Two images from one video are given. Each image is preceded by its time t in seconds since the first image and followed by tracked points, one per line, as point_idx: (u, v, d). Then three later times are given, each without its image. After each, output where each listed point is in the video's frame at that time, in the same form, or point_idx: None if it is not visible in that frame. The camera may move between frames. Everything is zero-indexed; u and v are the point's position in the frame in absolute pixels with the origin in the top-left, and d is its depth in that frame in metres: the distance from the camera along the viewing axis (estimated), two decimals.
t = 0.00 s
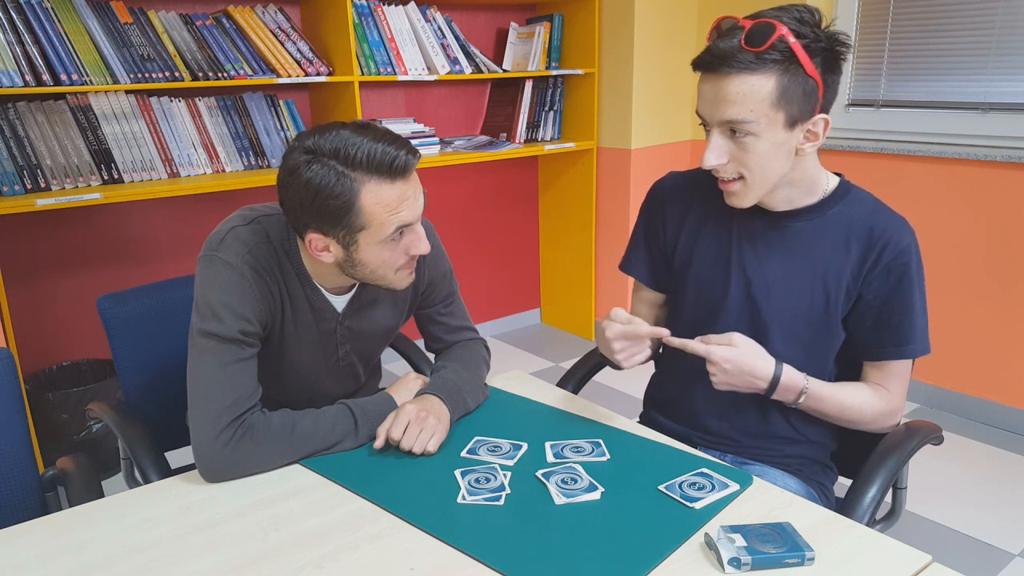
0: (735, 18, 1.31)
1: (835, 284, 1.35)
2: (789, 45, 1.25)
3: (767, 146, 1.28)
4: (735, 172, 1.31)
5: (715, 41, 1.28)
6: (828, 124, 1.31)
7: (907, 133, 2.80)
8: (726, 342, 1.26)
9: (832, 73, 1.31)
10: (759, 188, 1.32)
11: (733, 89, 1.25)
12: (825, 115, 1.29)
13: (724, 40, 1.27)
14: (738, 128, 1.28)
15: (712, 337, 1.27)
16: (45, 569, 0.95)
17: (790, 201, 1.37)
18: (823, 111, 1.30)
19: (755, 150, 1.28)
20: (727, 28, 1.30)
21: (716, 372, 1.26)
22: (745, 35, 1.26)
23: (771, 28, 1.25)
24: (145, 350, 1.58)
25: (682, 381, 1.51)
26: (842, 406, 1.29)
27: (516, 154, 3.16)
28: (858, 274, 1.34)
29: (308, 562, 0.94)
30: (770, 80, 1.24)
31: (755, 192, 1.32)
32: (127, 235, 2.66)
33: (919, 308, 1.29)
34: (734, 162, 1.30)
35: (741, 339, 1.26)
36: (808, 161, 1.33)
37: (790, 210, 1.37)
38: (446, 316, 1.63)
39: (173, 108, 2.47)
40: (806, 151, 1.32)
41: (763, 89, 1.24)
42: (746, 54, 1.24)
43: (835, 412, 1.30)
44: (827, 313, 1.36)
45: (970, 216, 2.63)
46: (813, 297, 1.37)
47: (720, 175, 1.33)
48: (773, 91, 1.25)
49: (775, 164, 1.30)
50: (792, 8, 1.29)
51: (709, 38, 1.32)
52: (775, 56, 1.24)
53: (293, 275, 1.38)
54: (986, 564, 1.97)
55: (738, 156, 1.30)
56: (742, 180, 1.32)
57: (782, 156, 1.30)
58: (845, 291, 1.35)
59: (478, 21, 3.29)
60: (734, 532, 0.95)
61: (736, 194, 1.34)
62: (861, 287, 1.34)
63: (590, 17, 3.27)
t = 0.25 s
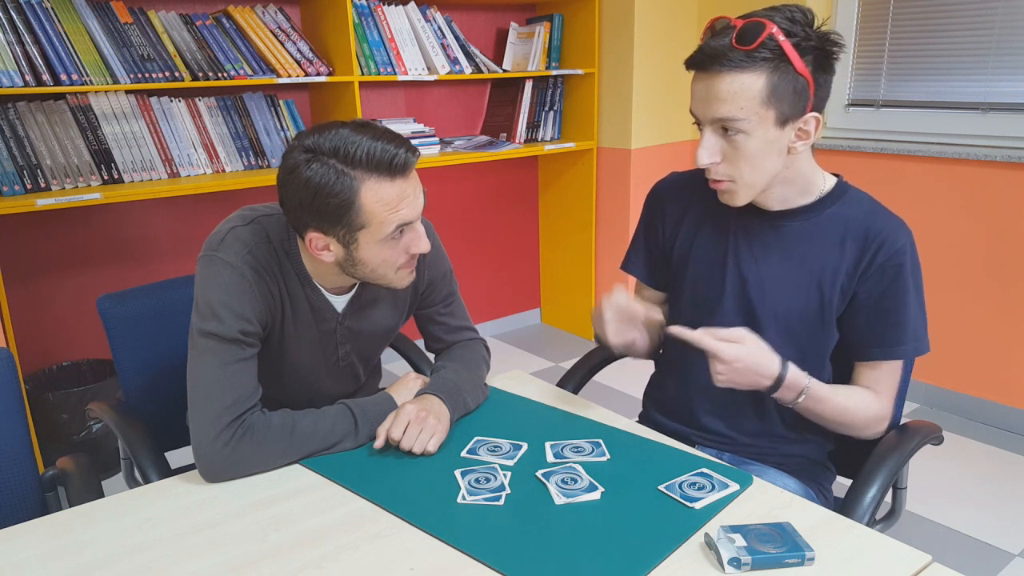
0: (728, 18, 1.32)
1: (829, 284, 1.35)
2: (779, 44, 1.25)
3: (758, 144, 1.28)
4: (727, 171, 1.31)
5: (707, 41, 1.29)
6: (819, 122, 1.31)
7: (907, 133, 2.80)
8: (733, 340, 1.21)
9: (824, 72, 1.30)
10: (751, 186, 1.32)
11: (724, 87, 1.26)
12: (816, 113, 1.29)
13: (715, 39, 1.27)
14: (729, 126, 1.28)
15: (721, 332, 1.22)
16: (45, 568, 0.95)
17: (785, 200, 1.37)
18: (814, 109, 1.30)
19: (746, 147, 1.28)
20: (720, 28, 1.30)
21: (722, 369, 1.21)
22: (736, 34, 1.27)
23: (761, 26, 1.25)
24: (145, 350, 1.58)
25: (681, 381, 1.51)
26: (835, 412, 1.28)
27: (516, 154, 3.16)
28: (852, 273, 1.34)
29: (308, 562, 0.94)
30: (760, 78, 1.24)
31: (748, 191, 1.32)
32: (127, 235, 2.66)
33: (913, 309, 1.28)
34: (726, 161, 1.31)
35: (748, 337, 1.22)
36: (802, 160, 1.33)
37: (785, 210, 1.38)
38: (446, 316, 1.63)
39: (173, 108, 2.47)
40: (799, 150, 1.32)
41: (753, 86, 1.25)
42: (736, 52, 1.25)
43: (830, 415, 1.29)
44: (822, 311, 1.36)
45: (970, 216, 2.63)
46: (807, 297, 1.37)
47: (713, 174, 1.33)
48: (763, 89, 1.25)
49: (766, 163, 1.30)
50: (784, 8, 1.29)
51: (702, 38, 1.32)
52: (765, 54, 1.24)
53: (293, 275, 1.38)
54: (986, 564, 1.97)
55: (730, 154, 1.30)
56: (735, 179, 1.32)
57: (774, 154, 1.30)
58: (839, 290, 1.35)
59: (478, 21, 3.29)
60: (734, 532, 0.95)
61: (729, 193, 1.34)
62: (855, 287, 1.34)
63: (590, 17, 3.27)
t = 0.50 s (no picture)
0: (707, 35, 1.31)
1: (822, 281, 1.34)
2: (758, 59, 1.25)
3: (747, 158, 1.28)
4: (719, 186, 1.32)
5: (688, 61, 1.29)
6: (806, 130, 1.31)
7: (907, 133, 2.80)
8: (784, 253, 1.13)
9: (808, 80, 1.29)
10: (744, 199, 1.32)
11: (707, 107, 1.26)
12: (802, 122, 1.29)
13: (696, 59, 1.28)
14: (716, 144, 1.28)
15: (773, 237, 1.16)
16: (45, 568, 0.95)
17: (782, 201, 1.38)
18: (800, 118, 1.29)
19: (735, 162, 1.29)
20: (700, 46, 1.31)
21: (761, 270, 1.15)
22: (715, 53, 1.27)
23: (739, 44, 1.25)
24: (145, 350, 1.58)
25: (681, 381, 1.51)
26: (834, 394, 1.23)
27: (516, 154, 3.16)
28: (844, 271, 1.33)
29: (308, 562, 0.94)
30: (742, 95, 1.24)
31: (740, 202, 1.33)
32: (127, 235, 2.66)
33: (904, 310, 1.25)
34: (717, 177, 1.31)
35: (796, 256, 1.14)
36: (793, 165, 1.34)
37: (783, 209, 1.38)
38: (446, 316, 1.63)
39: (173, 108, 2.47)
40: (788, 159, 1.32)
41: (735, 104, 1.25)
42: (716, 72, 1.25)
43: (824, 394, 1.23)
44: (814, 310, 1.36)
45: (970, 215, 2.63)
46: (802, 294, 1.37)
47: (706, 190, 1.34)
48: (746, 106, 1.25)
49: (757, 175, 1.30)
50: (761, 20, 1.29)
51: (683, 56, 1.32)
52: (745, 71, 1.24)
53: (293, 275, 1.38)
54: (986, 564, 1.97)
55: (719, 169, 1.30)
56: (727, 191, 1.32)
57: (764, 166, 1.30)
58: (832, 289, 1.33)
59: (478, 21, 3.29)
60: (734, 533, 0.95)
61: (725, 203, 1.35)
62: (848, 286, 1.32)
63: (590, 17, 3.27)
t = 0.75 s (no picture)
0: (711, 30, 1.32)
1: (821, 275, 1.34)
2: (767, 51, 1.25)
3: (758, 149, 1.28)
4: (730, 178, 1.31)
5: (696, 55, 1.29)
6: (814, 121, 1.31)
7: (907, 133, 2.80)
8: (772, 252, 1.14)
9: (814, 72, 1.30)
10: (755, 191, 1.32)
11: (718, 99, 1.26)
12: (811, 113, 1.29)
13: (704, 53, 1.28)
14: (727, 136, 1.28)
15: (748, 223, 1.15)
16: (45, 568, 0.95)
17: (785, 197, 1.37)
18: (808, 109, 1.30)
19: (746, 153, 1.28)
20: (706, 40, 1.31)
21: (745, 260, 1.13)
22: (724, 47, 1.27)
23: (747, 36, 1.26)
24: (145, 350, 1.58)
25: (681, 380, 1.51)
26: (849, 387, 1.17)
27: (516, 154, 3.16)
28: (842, 265, 1.33)
29: (308, 562, 0.94)
30: (753, 86, 1.24)
31: (750, 194, 1.33)
32: (127, 235, 2.66)
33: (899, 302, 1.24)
34: (728, 169, 1.31)
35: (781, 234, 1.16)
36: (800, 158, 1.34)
37: (784, 207, 1.38)
38: (446, 316, 1.63)
39: (173, 108, 2.47)
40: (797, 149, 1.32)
41: (748, 95, 1.25)
42: (726, 64, 1.25)
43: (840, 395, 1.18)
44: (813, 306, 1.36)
45: (970, 215, 2.63)
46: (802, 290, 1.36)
47: (716, 182, 1.33)
48: (756, 97, 1.25)
49: (768, 167, 1.30)
50: (766, 14, 1.30)
51: (689, 52, 1.33)
52: (755, 63, 1.24)
53: (293, 275, 1.38)
54: (986, 564, 1.97)
55: (730, 161, 1.30)
56: (736, 184, 1.32)
57: (775, 157, 1.30)
58: (830, 284, 1.34)
59: (479, 21, 3.29)
60: (734, 532, 0.95)
61: (734, 195, 1.34)
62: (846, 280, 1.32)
63: (591, 17, 3.27)
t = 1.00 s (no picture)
0: (720, 21, 1.33)
1: (823, 275, 1.34)
2: (772, 43, 1.26)
3: (754, 141, 1.29)
4: (725, 169, 1.32)
5: (701, 43, 1.31)
6: (813, 120, 1.32)
7: (907, 133, 2.81)
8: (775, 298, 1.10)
9: (816, 71, 1.31)
10: (748, 184, 1.32)
11: (719, 87, 1.27)
12: (810, 111, 1.30)
13: (709, 41, 1.29)
14: (726, 125, 1.29)
15: (716, 305, 1.12)
16: (45, 568, 0.95)
17: (782, 196, 1.36)
18: (807, 106, 1.30)
19: (743, 145, 1.29)
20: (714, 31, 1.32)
21: (747, 330, 1.08)
22: (729, 35, 1.28)
23: (754, 27, 1.27)
24: (145, 350, 1.58)
25: (681, 380, 1.51)
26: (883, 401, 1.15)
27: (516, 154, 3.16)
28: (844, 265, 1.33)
29: (308, 562, 0.94)
30: (754, 77, 1.25)
31: (746, 189, 1.33)
32: (127, 235, 2.66)
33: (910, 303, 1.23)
34: (723, 160, 1.31)
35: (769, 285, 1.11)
36: (799, 156, 1.34)
37: (784, 206, 1.37)
38: (446, 316, 1.63)
39: (173, 108, 2.47)
40: (795, 146, 1.32)
41: (748, 85, 1.25)
42: (730, 52, 1.26)
43: (886, 413, 1.15)
44: (815, 305, 1.36)
45: (970, 215, 2.63)
46: (803, 290, 1.36)
47: (711, 172, 1.34)
48: (757, 88, 1.26)
49: (763, 160, 1.31)
50: (775, 9, 1.31)
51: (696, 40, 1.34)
52: (758, 54, 1.25)
53: (293, 275, 1.38)
54: (986, 564, 1.97)
55: (727, 151, 1.31)
56: (733, 176, 1.33)
57: (771, 151, 1.30)
58: (833, 284, 1.34)
59: (479, 21, 3.29)
60: (734, 532, 0.95)
61: (727, 189, 1.35)
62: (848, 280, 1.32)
63: (591, 17, 3.27)
